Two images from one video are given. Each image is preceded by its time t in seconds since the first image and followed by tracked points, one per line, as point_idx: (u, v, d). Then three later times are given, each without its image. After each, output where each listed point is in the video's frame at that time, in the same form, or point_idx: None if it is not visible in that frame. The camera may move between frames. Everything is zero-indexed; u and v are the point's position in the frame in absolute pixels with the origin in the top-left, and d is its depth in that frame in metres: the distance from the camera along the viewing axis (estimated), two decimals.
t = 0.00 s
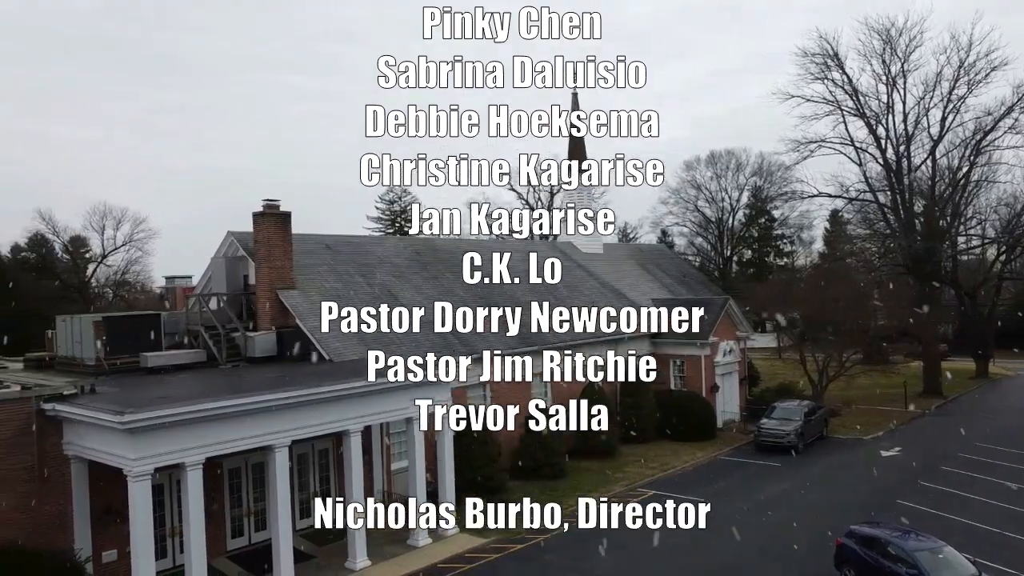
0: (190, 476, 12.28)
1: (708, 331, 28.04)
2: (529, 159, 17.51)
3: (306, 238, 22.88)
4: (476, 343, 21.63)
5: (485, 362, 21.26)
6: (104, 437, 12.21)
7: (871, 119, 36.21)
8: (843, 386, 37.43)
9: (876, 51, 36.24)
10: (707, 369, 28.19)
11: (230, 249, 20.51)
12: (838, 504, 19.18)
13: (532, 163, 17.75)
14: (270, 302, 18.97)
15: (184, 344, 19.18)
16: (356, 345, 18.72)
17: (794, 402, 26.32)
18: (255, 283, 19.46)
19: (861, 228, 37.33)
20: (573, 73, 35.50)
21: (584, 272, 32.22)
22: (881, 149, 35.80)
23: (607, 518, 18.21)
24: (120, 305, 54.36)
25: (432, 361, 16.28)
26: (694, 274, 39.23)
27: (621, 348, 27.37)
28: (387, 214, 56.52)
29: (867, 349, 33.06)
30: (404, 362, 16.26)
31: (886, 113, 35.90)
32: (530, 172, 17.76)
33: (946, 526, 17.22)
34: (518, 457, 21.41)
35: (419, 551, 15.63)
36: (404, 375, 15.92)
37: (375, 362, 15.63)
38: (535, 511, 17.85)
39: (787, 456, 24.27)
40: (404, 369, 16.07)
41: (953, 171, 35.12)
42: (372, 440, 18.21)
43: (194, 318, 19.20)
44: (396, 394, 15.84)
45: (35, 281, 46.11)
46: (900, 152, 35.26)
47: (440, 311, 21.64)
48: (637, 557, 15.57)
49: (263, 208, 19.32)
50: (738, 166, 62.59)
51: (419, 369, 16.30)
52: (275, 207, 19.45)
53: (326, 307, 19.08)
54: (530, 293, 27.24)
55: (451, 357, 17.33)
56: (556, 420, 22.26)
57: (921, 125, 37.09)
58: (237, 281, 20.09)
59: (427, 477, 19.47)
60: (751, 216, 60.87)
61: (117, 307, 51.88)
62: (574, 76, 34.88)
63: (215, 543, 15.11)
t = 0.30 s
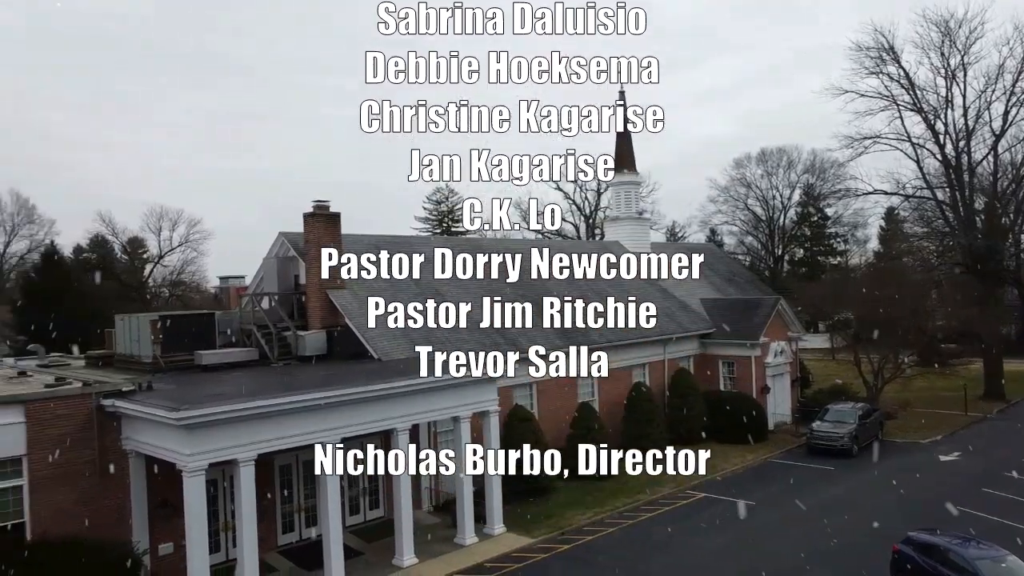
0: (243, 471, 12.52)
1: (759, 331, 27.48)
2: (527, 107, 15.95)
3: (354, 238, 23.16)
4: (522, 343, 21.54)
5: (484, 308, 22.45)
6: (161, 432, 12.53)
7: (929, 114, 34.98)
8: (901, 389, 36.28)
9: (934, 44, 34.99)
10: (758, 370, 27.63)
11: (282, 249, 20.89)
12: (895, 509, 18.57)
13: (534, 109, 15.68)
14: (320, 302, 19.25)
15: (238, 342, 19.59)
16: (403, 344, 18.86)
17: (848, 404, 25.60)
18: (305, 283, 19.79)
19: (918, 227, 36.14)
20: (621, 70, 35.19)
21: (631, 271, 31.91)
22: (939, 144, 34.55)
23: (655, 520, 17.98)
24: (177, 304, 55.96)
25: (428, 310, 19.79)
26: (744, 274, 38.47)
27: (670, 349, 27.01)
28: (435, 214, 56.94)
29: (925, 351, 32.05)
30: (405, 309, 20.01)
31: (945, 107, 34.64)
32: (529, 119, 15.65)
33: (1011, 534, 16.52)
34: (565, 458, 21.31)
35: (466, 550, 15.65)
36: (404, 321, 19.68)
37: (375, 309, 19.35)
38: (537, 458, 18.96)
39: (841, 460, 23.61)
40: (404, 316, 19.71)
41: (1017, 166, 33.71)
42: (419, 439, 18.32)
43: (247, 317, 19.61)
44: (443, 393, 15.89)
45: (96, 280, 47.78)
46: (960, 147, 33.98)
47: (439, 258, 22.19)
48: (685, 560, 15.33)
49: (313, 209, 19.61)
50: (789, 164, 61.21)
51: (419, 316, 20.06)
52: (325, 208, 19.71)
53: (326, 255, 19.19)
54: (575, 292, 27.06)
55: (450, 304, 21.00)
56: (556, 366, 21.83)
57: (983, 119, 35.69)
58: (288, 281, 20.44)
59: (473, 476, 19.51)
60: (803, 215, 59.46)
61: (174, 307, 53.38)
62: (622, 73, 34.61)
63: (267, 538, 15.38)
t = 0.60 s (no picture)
0: (269, 469, 12.61)
1: (787, 332, 27.11)
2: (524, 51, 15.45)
3: (380, 238, 23.27)
4: (547, 342, 21.46)
5: (484, 256, 24.82)
6: (189, 430, 12.67)
7: (963, 111, 34.26)
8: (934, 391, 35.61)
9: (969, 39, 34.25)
10: (786, 371, 27.30)
11: (309, 249, 21.06)
12: (927, 513, 18.20)
13: (534, 53, 15.29)
14: (347, 301, 19.38)
15: (265, 342, 19.76)
16: (428, 344, 18.90)
17: (879, 406, 25.17)
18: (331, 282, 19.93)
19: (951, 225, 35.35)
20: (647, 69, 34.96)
21: (658, 270, 31.67)
22: (974, 142, 33.81)
23: (681, 521, 17.82)
24: (208, 304, 56.73)
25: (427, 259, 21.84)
26: (772, 273, 37.99)
27: (696, 349, 26.78)
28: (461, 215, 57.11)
29: (959, 353, 31.41)
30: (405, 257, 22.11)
31: (980, 104, 33.90)
32: (529, 64, 15.34)
33: None
34: (590, 458, 21.22)
35: (491, 549, 15.64)
36: (404, 267, 21.76)
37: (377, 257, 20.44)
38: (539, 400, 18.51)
39: (872, 462, 23.21)
40: (404, 263, 21.89)
41: None
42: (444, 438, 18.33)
43: (274, 316, 19.79)
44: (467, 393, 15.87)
45: (129, 280, 48.65)
46: (995, 144, 33.18)
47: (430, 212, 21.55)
48: (711, 562, 15.16)
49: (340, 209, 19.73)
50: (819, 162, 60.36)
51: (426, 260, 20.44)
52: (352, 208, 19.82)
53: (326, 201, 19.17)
54: (600, 291, 26.91)
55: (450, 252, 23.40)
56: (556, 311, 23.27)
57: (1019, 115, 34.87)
58: (315, 281, 20.59)
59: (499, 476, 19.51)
60: (833, 213, 58.62)
61: (204, 306, 54.11)
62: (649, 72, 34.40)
63: (294, 535, 15.51)
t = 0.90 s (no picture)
0: (272, 469, 12.61)
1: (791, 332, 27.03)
2: None
3: (383, 239, 23.25)
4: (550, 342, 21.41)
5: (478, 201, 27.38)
6: (193, 431, 12.68)
7: (968, 110, 34.15)
8: (938, 391, 35.52)
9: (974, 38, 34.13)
10: (789, 371, 27.24)
11: (312, 249, 21.07)
12: (932, 514, 18.13)
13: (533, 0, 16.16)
14: (350, 301, 19.39)
15: (269, 341, 19.75)
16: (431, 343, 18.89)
17: (883, 406, 25.11)
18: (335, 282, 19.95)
19: (956, 225, 35.16)
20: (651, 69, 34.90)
21: (662, 271, 31.60)
22: (979, 141, 33.67)
23: (684, 522, 17.79)
24: (211, 304, 56.76)
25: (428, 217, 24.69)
26: (776, 273, 37.88)
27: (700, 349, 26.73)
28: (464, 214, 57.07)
29: (963, 354, 31.32)
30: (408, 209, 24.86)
31: (985, 103, 33.79)
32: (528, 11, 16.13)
33: None
34: (593, 457, 21.21)
35: (494, 549, 15.62)
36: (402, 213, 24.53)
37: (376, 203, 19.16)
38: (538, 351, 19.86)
39: (876, 463, 23.14)
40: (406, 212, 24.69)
41: None
42: (447, 438, 18.34)
43: (277, 316, 19.78)
44: (470, 393, 15.84)
45: (133, 280, 48.79)
46: (1000, 143, 33.05)
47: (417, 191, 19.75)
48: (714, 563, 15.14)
49: (344, 209, 19.75)
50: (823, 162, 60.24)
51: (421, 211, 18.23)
52: (355, 208, 19.82)
53: (326, 147, 18.18)
54: (604, 291, 26.85)
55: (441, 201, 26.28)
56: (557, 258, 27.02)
57: None
58: (319, 280, 20.59)
59: (502, 475, 19.51)
60: (837, 213, 58.49)
61: (208, 306, 54.09)
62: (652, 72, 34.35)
63: (296, 535, 15.52)
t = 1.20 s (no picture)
0: (272, 469, 12.60)
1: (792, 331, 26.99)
2: None
3: (383, 239, 23.23)
4: (550, 342, 21.39)
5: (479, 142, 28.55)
6: (193, 431, 12.68)
7: (968, 109, 34.13)
8: (939, 391, 35.45)
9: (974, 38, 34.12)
10: (790, 371, 27.22)
11: (312, 249, 21.06)
12: (933, 514, 18.10)
13: None
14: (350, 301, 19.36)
15: (269, 341, 19.70)
16: (431, 343, 18.88)
17: (883, 405, 25.11)
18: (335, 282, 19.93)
19: (956, 225, 35.10)
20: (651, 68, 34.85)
21: (663, 270, 31.58)
22: (979, 141, 33.64)
23: (684, 522, 17.77)
24: (211, 304, 56.75)
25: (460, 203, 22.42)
26: (777, 272, 37.85)
27: (701, 348, 26.71)
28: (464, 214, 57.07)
29: (964, 354, 31.27)
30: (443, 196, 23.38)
31: (986, 103, 33.76)
32: None
33: None
34: (593, 458, 21.21)
35: (494, 550, 15.61)
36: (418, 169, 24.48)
37: (375, 146, 19.05)
38: (536, 297, 23.43)
39: (877, 463, 23.13)
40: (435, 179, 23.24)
41: None
42: (447, 438, 18.33)
43: (277, 315, 19.74)
44: (469, 392, 15.82)
45: (134, 280, 48.81)
46: (1000, 142, 33.01)
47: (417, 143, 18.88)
48: (715, 562, 15.13)
49: (344, 208, 19.71)
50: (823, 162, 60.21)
51: (420, 154, 18.44)
52: (355, 207, 19.79)
53: (326, 94, 18.78)
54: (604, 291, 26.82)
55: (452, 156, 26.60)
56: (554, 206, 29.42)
57: None
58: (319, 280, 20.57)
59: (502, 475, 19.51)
60: (838, 213, 58.43)
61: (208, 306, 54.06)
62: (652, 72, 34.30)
63: (296, 536, 15.51)
